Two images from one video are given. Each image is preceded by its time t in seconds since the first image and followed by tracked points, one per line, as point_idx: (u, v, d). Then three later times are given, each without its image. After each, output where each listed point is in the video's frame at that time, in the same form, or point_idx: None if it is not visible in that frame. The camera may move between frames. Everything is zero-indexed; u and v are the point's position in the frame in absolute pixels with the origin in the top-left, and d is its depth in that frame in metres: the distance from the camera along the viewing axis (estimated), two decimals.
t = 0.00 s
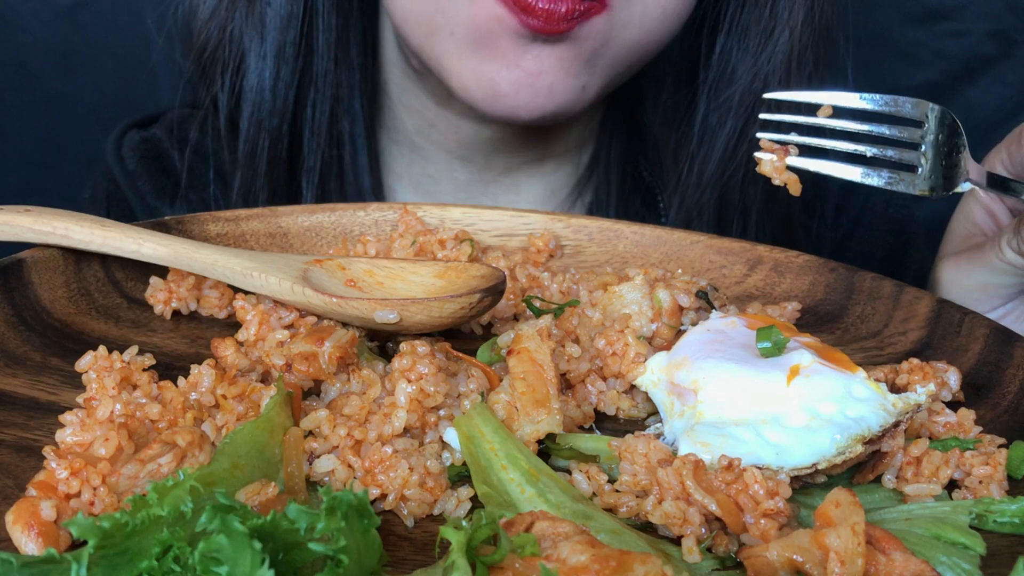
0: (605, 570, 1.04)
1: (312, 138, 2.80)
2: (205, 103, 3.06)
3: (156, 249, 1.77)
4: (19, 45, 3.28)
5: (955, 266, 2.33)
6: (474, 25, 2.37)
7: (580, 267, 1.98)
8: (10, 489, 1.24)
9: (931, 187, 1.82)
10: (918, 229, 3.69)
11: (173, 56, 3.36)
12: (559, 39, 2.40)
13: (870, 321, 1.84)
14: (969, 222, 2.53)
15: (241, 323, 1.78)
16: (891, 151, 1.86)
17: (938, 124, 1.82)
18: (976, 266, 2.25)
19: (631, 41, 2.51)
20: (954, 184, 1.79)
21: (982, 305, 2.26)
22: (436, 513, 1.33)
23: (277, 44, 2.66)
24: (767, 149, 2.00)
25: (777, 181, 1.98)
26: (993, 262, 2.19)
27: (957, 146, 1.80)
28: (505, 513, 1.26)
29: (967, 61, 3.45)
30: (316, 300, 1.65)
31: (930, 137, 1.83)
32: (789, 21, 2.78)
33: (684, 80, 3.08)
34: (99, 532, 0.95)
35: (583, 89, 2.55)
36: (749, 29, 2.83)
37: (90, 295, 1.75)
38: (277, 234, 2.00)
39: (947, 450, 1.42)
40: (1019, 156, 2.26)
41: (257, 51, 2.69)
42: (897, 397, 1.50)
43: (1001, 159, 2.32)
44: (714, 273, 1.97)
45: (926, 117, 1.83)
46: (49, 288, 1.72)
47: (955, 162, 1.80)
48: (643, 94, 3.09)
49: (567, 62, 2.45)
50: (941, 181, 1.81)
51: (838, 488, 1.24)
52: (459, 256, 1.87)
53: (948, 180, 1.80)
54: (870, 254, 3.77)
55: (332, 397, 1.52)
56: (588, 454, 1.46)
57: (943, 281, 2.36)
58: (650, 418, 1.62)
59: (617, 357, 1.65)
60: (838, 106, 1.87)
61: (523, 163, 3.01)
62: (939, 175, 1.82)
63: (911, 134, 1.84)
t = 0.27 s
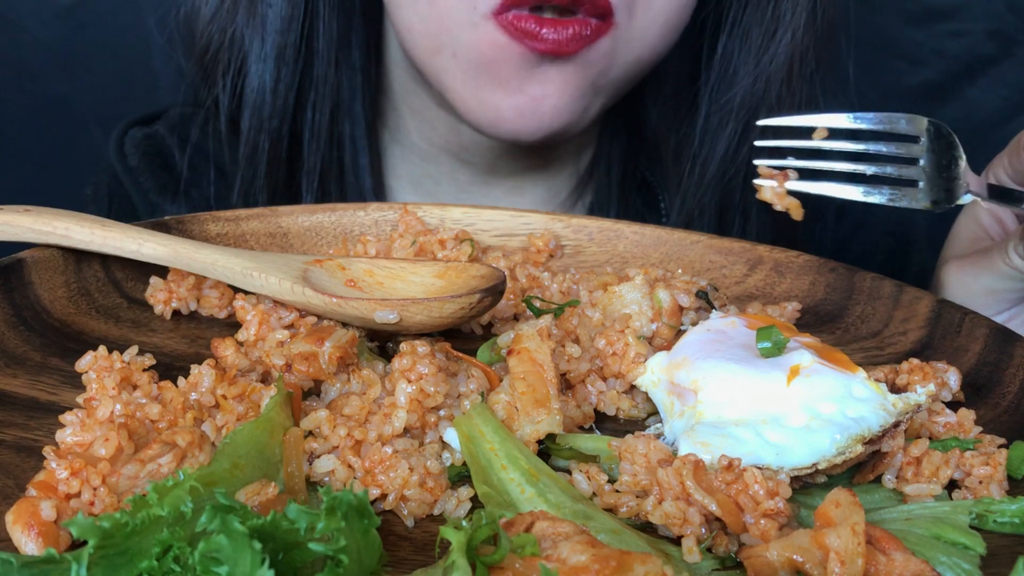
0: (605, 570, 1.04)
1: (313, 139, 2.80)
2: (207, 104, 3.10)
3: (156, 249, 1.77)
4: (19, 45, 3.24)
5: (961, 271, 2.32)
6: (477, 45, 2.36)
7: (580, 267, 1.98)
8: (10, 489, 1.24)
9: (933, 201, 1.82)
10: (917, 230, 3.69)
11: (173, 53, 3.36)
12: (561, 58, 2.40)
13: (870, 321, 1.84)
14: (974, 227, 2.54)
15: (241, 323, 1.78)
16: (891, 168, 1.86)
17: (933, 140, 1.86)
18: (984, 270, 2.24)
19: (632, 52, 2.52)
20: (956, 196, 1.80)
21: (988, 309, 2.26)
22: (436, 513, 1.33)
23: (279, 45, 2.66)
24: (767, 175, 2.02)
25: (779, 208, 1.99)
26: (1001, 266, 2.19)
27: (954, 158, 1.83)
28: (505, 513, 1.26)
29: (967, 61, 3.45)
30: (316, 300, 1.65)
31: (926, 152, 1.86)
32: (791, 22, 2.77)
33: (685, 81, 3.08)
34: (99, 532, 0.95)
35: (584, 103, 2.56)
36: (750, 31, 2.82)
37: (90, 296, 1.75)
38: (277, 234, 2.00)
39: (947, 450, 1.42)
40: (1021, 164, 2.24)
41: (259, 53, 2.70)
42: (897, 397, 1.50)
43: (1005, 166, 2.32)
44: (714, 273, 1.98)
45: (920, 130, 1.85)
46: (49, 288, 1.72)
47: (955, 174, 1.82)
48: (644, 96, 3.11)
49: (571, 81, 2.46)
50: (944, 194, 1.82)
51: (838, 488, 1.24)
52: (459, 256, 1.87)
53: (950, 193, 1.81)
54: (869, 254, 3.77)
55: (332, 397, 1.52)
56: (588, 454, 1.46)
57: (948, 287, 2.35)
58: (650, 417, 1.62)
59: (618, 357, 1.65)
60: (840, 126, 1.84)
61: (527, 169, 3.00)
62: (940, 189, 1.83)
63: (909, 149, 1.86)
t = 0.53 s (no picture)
0: (606, 570, 1.04)
1: (319, 139, 2.82)
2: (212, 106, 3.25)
3: (156, 249, 1.77)
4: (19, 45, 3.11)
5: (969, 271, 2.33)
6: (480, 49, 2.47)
7: (580, 267, 1.98)
8: (10, 489, 1.24)
9: (947, 211, 1.83)
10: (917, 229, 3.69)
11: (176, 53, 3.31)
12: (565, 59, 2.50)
13: (870, 321, 1.84)
14: (981, 230, 2.55)
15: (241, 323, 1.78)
16: (905, 180, 1.86)
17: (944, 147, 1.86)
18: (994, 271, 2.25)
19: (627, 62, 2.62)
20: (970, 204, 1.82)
21: (997, 312, 2.25)
22: (436, 513, 1.33)
23: (284, 46, 2.67)
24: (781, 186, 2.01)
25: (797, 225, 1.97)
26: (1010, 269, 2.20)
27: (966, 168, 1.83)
28: (505, 513, 1.26)
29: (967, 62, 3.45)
30: (316, 300, 1.65)
31: (939, 161, 1.86)
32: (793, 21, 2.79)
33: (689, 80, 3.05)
34: (100, 532, 0.95)
35: (579, 110, 2.68)
36: (753, 30, 2.84)
37: (90, 296, 1.75)
38: (277, 234, 2.00)
39: (947, 450, 1.42)
40: None
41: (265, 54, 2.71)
42: (896, 397, 1.50)
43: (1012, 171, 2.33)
44: (714, 273, 1.98)
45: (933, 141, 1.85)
46: (48, 288, 1.72)
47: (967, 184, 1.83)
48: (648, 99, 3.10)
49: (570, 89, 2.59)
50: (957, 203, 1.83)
51: (838, 488, 1.24)
52: (459, 256, 1.87)
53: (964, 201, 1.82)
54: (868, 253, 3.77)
55: (332, 397, 1.52)
56: (588, 454, 1.46)
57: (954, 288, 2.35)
58: (650, 417, 1.62)
59: (617, 357, 1.65)
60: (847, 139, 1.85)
61: (533, 173, 3.02)
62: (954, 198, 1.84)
63: (922, 160, 1.86)
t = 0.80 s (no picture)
0: (605, 570, 1.04)
1: (318, 135, 2.77)
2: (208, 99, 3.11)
3: (156, 249, 1.77)
4: (17, 44, 3.20)
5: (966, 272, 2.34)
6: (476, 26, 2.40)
7: (580, 267, 1.98)
8: (10, 489, 1.24)
9: (944, 205, 1.82)
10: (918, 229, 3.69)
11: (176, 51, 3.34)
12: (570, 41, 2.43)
13: (870, 321, 1.84)
14: (981, 230, 2.55)
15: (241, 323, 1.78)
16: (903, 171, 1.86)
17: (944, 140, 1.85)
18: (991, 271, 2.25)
19: (633, 51, 2.56)
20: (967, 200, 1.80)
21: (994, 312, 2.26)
22: (436, 513, 1.33)
23: (283, 42, 2.67)
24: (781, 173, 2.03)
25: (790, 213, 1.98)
26: (1007, 269, 2.21)
27: (966, 162, 1.82)
28: (505, 513, 1.26)
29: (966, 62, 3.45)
30: (316, 300, 1.65)
31: (938, 153, 1.86)
32: (792, 21, 2.78)
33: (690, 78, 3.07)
34: (100, 532, 0.96)
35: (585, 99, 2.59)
36: (753, 29, 2.83)
37: (90, 296, 1.75)
38: (277, 234, 2.00)
39: (947, 450, 1.42)
40: None
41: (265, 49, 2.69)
42: (897, 397, 1.50)
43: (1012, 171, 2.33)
44: (714, 273, 1.98)
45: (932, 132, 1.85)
46: (49, 288, 1.72)
47: (965, 178, 1.81)
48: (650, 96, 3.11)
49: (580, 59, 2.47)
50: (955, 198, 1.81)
51: (838, 488, 1.24)
52: (459, 256, 1.88)
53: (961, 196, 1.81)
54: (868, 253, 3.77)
55: (332, 397, 1.52)
56: (588, 454, 1.46)
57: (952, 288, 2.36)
58: (650, 418, 1.62)
59: (618, 357, 1.65)
60: (849, 127, 1.85)
61: (530, 168, 3.01)
62: (952, 192, 1.83)
63: (921, 152, 1.87)
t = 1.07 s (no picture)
0: (606, 570, 1.04)
1: (324, 132, 2.81)
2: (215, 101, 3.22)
3: (156, 250, 1.77)
4: (16, 44, 2.93)
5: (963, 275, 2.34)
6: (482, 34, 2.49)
7: (580, 267, 1.98)
8: (10, 489, 1.24)
9: (933, 208, 1.84)
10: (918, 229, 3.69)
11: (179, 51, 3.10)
12: (568, 54, 2.55)
13: (870, 321, 1.84)
14: (979, 233, 2.54)
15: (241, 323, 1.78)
16: (892, 173, 1.86)
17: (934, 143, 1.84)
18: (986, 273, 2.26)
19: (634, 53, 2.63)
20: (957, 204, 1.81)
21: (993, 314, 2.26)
22: (436, 513, 1.33)
23: (288, 39, 2.66)
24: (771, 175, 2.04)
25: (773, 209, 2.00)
26: (1002, 272, 2.20)
27: (957, 164, 1.82)
28: (505, 513, 1.26)
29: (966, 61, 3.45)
30: (316, 300, 1.65)
31: (928, 157, 1.85)
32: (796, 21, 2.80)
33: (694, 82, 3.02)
34: (100, 532, 0.95)
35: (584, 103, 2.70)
36: (757, 29, 2.84)
37: (90, 296, 1.75)
38: (277, 234, 2.00)
39: (947, 450, 1.42)
40: None
41: (271, 45, 2.69)
42: (897, 397, 1.50)
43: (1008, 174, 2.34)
44: (714, 274, 1.98)
45: (924, 137, 1.85)
46: (49, 288, 1.72)
47: (956, 180, 1.83)
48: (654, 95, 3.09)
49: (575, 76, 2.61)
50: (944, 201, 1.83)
51: (839, 488, 1.24)
52: (459, 256, 1.87)
53: (950, 199, 1.82)
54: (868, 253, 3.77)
55: (332, 397, 1.52)
56: (588, 454, 1.46)
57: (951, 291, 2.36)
58: (650, 417, 1.62)
59: (617, 357, 1.65)
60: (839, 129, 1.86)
61: (534, 168, 3.04)
62: (941, 195, 1.84)
63: (911, 154, 1.86)
